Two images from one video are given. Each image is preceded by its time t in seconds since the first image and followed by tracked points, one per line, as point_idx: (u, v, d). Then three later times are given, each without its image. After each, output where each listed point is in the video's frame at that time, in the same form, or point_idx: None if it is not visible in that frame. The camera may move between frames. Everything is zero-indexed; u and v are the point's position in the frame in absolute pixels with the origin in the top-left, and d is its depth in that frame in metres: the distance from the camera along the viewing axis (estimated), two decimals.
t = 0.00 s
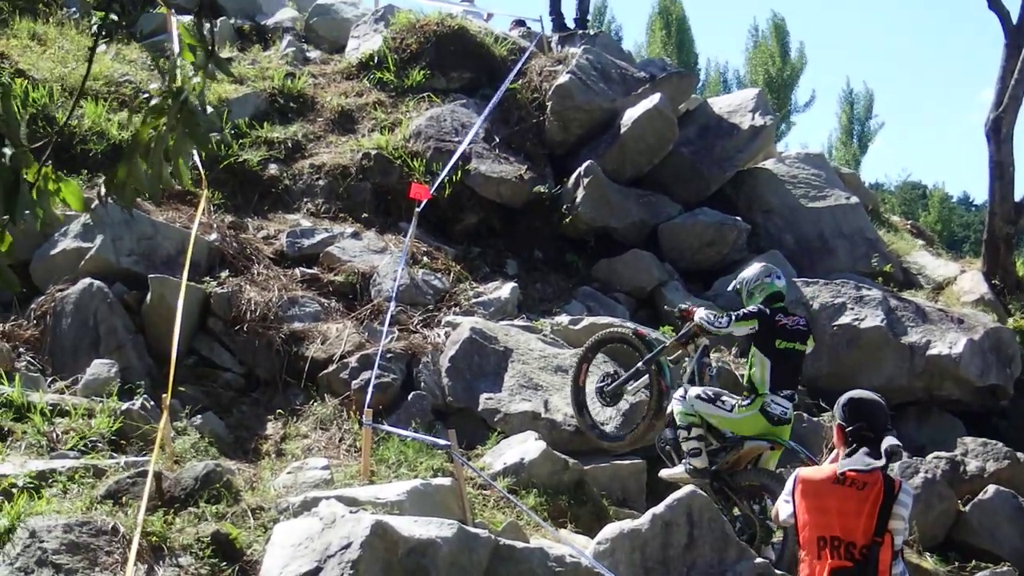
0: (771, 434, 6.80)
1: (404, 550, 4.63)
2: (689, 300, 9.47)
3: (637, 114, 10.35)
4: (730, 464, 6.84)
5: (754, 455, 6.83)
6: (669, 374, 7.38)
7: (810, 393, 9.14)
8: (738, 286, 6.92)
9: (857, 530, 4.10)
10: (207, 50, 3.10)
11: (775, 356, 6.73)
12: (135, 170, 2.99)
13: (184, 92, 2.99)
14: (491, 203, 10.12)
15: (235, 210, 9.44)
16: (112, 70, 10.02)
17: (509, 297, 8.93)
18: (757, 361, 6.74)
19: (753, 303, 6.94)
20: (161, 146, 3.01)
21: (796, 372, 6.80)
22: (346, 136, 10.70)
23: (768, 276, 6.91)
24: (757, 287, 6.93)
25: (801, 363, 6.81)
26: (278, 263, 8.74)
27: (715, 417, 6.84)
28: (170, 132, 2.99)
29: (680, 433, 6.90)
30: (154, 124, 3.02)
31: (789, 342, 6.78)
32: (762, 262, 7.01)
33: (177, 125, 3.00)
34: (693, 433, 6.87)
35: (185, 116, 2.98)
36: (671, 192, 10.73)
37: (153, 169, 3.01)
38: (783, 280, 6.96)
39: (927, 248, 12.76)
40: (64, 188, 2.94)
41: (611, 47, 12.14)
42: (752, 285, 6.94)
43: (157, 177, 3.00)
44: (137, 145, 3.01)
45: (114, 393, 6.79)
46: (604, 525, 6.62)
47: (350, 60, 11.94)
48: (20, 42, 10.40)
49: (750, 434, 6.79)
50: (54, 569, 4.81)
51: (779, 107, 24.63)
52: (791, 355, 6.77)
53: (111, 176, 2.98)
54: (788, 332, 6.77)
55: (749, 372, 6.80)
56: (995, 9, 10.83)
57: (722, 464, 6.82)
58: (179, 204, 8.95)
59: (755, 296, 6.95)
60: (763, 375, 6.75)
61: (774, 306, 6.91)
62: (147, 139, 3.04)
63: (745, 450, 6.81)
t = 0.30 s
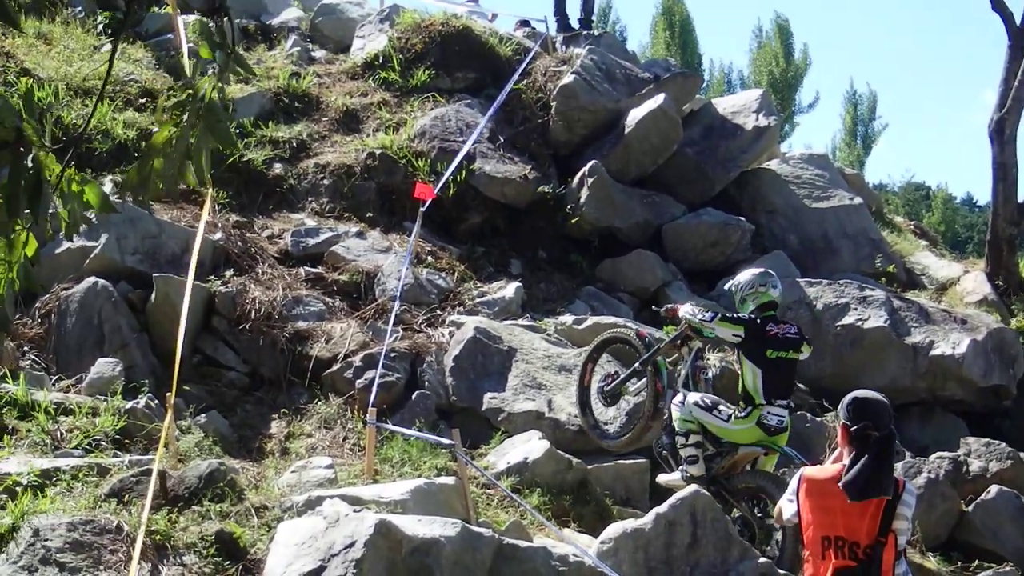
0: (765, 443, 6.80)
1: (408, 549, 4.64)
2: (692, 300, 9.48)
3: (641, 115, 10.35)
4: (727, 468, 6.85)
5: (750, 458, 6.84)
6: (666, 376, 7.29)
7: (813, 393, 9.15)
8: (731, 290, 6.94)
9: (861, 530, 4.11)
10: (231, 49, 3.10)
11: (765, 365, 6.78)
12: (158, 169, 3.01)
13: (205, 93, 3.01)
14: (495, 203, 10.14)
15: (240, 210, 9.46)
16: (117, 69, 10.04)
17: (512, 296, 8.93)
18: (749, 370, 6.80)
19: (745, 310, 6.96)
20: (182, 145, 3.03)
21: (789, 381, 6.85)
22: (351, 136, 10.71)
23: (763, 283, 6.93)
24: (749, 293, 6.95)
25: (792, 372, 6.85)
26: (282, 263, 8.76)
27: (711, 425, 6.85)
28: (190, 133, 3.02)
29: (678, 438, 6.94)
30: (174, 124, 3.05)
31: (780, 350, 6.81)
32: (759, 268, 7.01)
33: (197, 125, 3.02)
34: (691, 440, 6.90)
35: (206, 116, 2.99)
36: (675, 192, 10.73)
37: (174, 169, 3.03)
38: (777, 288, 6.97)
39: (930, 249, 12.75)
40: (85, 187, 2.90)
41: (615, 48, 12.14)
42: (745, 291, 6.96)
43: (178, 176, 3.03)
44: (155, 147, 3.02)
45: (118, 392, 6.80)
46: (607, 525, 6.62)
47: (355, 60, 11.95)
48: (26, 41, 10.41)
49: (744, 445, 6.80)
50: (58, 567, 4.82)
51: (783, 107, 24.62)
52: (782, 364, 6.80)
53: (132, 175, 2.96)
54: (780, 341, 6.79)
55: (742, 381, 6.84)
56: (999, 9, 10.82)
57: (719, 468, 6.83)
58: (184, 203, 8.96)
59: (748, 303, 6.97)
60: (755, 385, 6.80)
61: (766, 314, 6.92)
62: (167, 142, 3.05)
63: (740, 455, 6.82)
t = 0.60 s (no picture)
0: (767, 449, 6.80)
1: (411, 549, 4.64)
2: (696, 300, 9.47)
3: (645, 114, 10.33)
4: (727, 471, 6.87)
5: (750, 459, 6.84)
6: (667, 376, 7.32)
7: (816, 393, 9.14)
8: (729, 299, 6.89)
9: (864, 531, 4.11)
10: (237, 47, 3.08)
11: (772, 371, 6.73)
12: (173, 168, 2.98)
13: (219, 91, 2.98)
14: (498, 203, 10.13)
15: (243, 210, 9.46)
16: (120, 69, 10.04)
17: (516, 296, 8.92)
18: (756, 377, 6.73)
19: (746, 317, 6.90)
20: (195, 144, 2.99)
21: (795, 385, 6.81)
22: (354, 136, 10.71)
23: (760, 289, 6.89)
24: (748, 300, 6.90)
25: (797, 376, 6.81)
26: (285, 263, 8.76)
27: (713, 428, 6.84)
28: (206, 132, 2.97)
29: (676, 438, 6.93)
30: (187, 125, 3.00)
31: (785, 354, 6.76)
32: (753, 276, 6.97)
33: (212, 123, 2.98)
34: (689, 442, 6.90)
35: (221, 115, 2.98)
36: (679, 192, 10.72)
37: (190, 167, 2.99)
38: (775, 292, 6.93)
39: (934, 249, 12.72)
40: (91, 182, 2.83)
41: (619, 48, 12.13)
42: (744, 298, 6.91)
43: (195, 174, 2.99)
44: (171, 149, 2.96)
45: (121, 392, 6.80)
46: (611, 525, 6.61)
47: (358, 60, 11.95)
48: (29, 41, 10.42)
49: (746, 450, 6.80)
50: (61, 567, 4.82)
51: (786, 107, 24.60)
52: (788, 368, 6.76)
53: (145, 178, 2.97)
54: (785, 345, 6.74)
55: (749, 386, 6.78)
56: (1003, 9, 10.81)
57: (718, 470, 6.87)
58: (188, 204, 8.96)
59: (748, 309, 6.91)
60: (761, 392, 6.75)
61: (767, 319, 6.86)
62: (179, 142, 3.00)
63: (741, 457, 6.83)
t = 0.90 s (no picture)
0: (764, 446, 6.78)
1: (412, 547, 4.63)
2: (697, 299, 9.45)
3: (647, 113, 10.33)
4: (725, 467, 6.86)
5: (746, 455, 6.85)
6: (664, 374, 7.32)
7: (818, 392, 9.14)
8: (722, 296, 6.86)
9: (864, 529, 4.10)
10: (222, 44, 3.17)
11: (765, 366, 6.66)
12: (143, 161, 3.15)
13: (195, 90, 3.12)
14: (499, 201, 10.12)
15: (244, 207, 9.45)
16: (121, 67, 10.04)
17: (517, 295, 8.92)
18: (750, 374, 6.67)
19: (739, 312, 6.89)
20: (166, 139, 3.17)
21: (789, 379, 6.73)
22: (355, 134, 10.70)
23: (753, 284, 6.87)
24: (742, 295, 6.88)
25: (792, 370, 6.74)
26: (287, 261, 8.75)
27: (709, 432, 6.80)
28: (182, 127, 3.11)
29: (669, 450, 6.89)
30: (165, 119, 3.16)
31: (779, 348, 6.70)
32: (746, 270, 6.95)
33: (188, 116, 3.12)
34: (681, 451, 6.87)
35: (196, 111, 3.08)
36: (680, 190, 10.71)
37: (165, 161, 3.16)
38: (768, 287, 6.90)
39: (935, 248, 12.71)
40: (79, 186, 3.00)
41: (620, 46, 12.12)
42: (737, 293, 6.90)
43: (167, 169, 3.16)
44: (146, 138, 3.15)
45: (122, 389, 6.80)
46: (612, 523, 6.61)
47: (359, 58, 11.94)
48: (29, 39, 10.41)
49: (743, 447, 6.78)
50: (61, 566, 4.81)
51: (787, 106, 24.59)
52: (782, 363, 6.68)
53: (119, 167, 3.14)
54: (777, 339, 6.67)
55: (743, 384, 6.71)
56: (1005, 8, 10.80)
57: (716, 467, 6.85)
58: (189, 201, 8.96)
59: (741, 304, 6.91)
60: (756, 390, 6.68)
61: (762, 314, 6.85)
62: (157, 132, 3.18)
63: (739, 453, 6.83)
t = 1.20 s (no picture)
0: (774, 404, 6.82)
1: (414, 542, 4.63)
2: (699, 293, 9.45)
3: (649, 107, 10.32)
4: (730, 461, 6.83)
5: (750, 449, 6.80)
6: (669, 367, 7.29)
7: (819, 387, 9.13)
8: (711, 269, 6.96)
9: (865, 522, 4.10)
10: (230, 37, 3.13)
11: (762, 325, 6.77)
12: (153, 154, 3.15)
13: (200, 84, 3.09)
14: (501, 196, 10.12)
15: (246, 202, 9.45)
16: (123, 61, 10.04)
17: (519, 289, 8.91)
18: (747, 333, 6.77)
19: (728, 281, 7.02)
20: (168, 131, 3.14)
21: (786, 335, 6.85)
22: (357, 128, 10.70)
23: (739, 251, 7.02)
24: (728, 264, 7.03)
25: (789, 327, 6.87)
26: (288, 255, 8.75)
27: (718, 408, 6.85)
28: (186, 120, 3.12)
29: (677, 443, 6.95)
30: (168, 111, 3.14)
31: (771, 308, 6.84)
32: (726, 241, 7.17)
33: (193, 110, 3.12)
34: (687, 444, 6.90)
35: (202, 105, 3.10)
36: (682, 184, 10.70)
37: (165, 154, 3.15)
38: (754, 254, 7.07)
39: (937, 242, 12.70)
40: (78, 172, 3.07)
41: (622, 39, 12.12)
42: (724, 263, 7.04)
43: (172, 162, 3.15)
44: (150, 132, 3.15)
45: (124, 384, 6.80)
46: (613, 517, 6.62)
47: (361, 53, 11.93)
48: (31, 33, 10.41)
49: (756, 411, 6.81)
50: (64, 560, 4.82)
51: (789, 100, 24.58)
52: (777, 320, 6.81)
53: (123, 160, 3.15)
54: (768, 299, 6.82)
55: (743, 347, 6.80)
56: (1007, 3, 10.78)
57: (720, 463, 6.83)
58: (190, 196, 8.96)
59: (729, 273, 7.05)
60: (756, 348, 6.77)
61: (750, 279, 6.98)
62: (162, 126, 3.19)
63: (742, 447, 6.80)
